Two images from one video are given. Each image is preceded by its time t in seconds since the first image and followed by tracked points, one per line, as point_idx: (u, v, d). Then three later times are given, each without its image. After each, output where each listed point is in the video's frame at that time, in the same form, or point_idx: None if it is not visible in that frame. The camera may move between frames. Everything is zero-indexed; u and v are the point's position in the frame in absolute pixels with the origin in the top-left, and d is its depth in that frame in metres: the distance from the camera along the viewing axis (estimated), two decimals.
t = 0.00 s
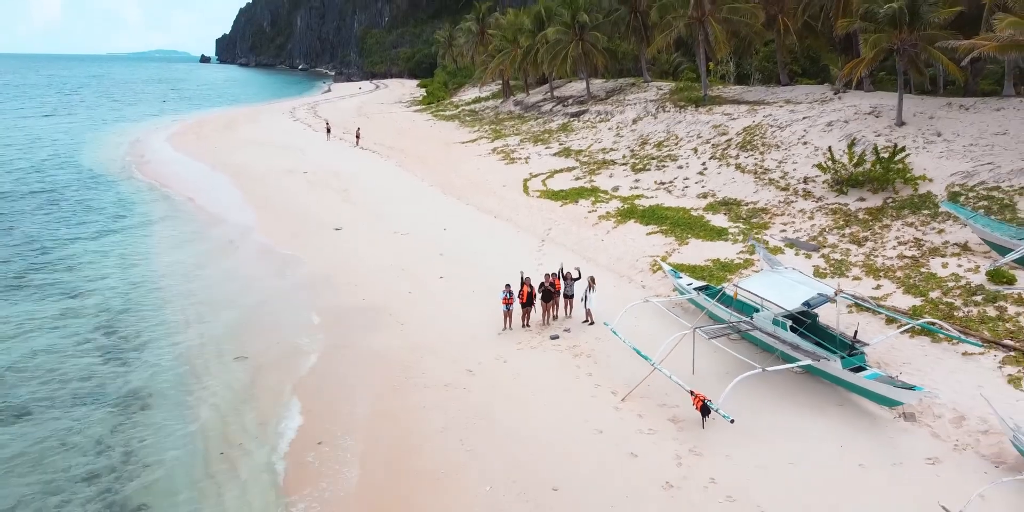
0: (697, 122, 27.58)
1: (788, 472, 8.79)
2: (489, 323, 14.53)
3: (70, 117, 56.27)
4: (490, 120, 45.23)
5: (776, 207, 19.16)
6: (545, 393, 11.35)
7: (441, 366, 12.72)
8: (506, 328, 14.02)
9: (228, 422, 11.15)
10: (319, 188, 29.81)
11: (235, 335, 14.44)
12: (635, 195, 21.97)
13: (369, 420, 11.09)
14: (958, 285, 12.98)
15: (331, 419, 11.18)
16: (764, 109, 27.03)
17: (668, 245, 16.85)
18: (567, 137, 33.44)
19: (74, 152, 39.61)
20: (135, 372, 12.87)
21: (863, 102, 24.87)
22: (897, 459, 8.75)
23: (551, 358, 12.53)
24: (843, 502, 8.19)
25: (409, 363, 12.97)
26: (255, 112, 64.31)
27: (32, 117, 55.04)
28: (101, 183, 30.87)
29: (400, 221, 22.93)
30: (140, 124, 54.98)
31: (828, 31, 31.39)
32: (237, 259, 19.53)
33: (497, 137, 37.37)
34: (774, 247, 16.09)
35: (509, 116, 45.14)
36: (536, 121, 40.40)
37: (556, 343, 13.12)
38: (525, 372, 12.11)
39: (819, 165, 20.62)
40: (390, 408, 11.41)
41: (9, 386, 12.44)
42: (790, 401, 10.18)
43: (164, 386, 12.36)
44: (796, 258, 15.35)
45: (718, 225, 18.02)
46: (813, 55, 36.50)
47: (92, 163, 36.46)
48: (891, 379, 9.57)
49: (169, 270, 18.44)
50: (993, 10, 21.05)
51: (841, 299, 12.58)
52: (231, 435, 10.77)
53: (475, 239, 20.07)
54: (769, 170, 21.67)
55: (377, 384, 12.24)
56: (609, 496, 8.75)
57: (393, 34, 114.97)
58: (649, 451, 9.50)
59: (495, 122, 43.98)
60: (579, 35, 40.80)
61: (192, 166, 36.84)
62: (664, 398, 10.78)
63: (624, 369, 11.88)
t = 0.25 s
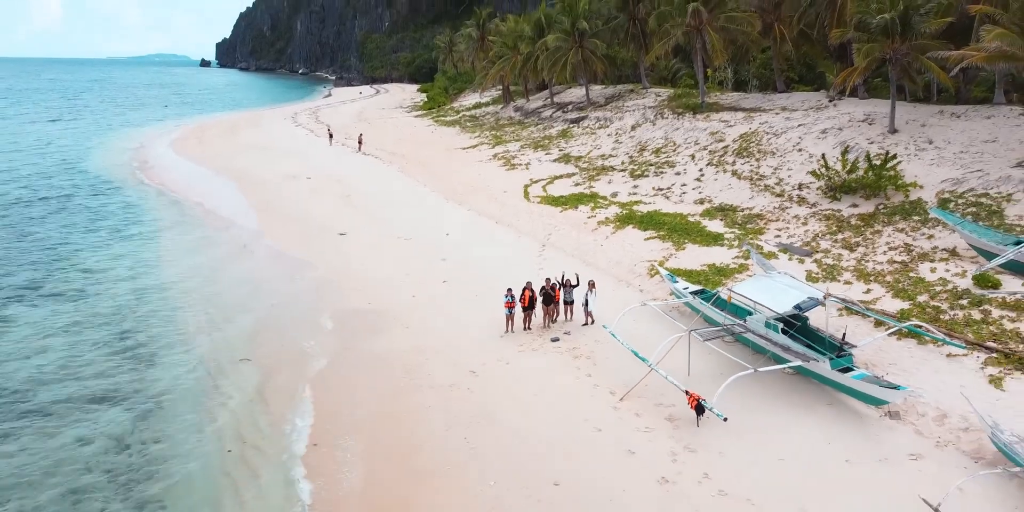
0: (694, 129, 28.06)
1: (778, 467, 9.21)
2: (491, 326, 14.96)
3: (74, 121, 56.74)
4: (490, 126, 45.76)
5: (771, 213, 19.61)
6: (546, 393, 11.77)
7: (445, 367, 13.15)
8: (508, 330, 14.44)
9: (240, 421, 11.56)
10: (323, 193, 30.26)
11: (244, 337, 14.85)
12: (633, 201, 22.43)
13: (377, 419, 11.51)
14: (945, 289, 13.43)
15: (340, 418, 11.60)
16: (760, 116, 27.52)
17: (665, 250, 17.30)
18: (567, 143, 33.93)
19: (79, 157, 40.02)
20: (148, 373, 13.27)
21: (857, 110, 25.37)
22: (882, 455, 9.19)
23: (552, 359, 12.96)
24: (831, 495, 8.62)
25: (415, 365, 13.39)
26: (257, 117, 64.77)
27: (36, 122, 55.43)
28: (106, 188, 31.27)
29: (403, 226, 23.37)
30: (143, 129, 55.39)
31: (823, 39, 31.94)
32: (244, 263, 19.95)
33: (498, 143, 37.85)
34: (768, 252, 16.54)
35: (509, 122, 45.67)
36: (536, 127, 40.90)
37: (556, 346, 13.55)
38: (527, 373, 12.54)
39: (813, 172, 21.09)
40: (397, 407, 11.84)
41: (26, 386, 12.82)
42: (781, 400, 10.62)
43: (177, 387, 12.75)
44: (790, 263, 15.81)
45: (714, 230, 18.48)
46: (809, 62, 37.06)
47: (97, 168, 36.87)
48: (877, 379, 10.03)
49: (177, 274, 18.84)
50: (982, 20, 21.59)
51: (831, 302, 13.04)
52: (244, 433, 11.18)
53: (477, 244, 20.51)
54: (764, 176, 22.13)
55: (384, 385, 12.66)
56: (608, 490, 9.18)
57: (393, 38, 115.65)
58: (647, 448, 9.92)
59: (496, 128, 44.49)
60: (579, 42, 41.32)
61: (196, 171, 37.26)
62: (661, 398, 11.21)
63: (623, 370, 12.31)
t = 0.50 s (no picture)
0: (692, 134, 28.49)
1: (771, 463, 9.60)
2: (493, 328, 15.34)
3: (78, 126, 57.16)
4: (491, 131, 46.19)
5: (767, 218, 20.03)
6: (547, 393, 12.15)
7: (449, 368, 13.54)
8: (511, 332, 14.82)
9: (251, 420, 11.93)
10: (326, 197, 30.67)
11: (253, 339, 15.23)
12: (632, 206, 22.84)
13: (384, 418, 11.89)
14: (935, 292, 13.83)
15: (347, 417, 11.98)
16: (757, 122, 27.97)
17: (663, 254, 17.71)
18: (567, 148, 34.35)
19: (84, 161, 40.43)
20: (160, 374, 13.64)
21: (852, 116, 25.82)
22: (871, 451, 9.58)
23: (554, 360, 13.34)
24: (821, 489, 9.00)
25: (420, 365, 13.78)
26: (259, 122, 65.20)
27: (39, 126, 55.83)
28: (112, 192, 31.68)
29: (406, 230, 23.78)
30: (146, 133, 55.81)
31: (820, 46, 32.39)
32: (251, 266, 20.34)
33: (499, 148, 38.27)
34: (763, 256, 16.94)
35: (510, 127, 46.12)
36: (537, 132, 41.35)
37: (557, 347, 13.93)
38: (529, 373, 12.92)
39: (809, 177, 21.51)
40: (403, 407, 12.23)
41: (41, 387, 13.19)
42: (774, 400, 11.01)
43: (189, 388, 13.13)
44: (785, 266, 16.21)
45: (711, 235, 18.88)
46: (806, 68, 37.54)
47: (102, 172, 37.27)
48: (866, 379, 10.42)
49: (185, 277, 19.22)
50: (974, 29, 22.04)
51: (824, 305, 13.45)
52: (255, 431, 11.56)
53: (479, 248, 20.91)
54: (761, 181, 22.55)
55: (390, 385, 13.04)
56: (608, 485, 9.56)
57: (393, 43, 116.24)
58: (645, 445, 10.30)
59: (496, 132, 44.94)
60: (578, 49, 41.77)
61: (199, 176, 37.66)
62: (659, 397, 11.59)
63: (622, 370, 12.70)
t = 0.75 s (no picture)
0: (691, 141, 28.98)
1: (763, 459, 10.03)
2: (496, 331, 15.78)
3: (83, 131, 57.66)
4: (492, 136, 46.70)
5: (763, 223, 20.49)
6: (549, 393, 12.58)
7: (454, 369, 13.97)
8: (513, 335, 15.25)
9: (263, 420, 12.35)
10: (330, 202, 31.16)
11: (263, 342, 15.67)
12: (631, 211, 23.31)
13: (391, 417, 12.32)
14: (924, 295, 14.29)
15: (356, 417, 12.41)
16: (754, 129, 28.47)
17: (662, 259, 18.16)
18: (567, 154, 34.84)
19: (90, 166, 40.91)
20: (173, 376, 14.08)
21: (847, 122, 26.33)
22: (859, 448, 10.02)
23: (555, 362, 13.77)
24: (811, 484, 9.44)
25: (426, 367, 14.22)
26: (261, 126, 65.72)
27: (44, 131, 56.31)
28: (119, 198, 32.13)
29: (410, 235, 24.24)
30: (149, 138, 56.30)
31: (815, 53, 32.95)
32: (258, 271, 20.79)
33: (500, 153, 38.77)
34: (759, 260, 17.40)
35: (511, 132, 46.65)
36: (537, 138, 41.86)
37: (559, 349, 14.37)
38: (531, 375, 13.35)
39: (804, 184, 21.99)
40: (409, 406, 12.65)
41: (59, 389, 13.62)
42: (768, 399, 11.44)
43: (202, 389, 13.55)
44: (779, 271, 16.67)
45: (709, 240, 19.34)
46: (802, 75, 38.09)
47: (108, 177, 37.75)
48: (855, 378, 10.86)
49: (194, 282, 19.67)
50: (965, 38, 22.55)
51: (817, 308, 13.90)
52: (267, 431, 11.98)
53: (482, 252, 21.37)
54: (757, 187, 23.02)
55: (397, 386, 13.48)
56: (608, 481, 9.99)
57: (393, 47, 116.92)
58: (644, 443, 10.73)
59: (497, 138, 45.45)
60: (578, 55, 42.29)
61: (204, 181, 38.13)
62: (657, 397, 12.02)
63: (621, 371, 13.13)
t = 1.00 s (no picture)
0: (689, 146, 29.39)
1: (757, 457, 10.40)
2: (499, 333, 16.16)
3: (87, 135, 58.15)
4: (493, 140, 47.12)
5: (759, 228, 20.88)
6: (551, 394, 12.95)
7: (458, 370, 14.35)
8: (515, 337, 15.63)
9: (272, 420, 12.71)
10: (333, 207, 31.56)
11: (270, 344, 16.04)
12: (631, 216, 23.70)
13: (397, 417, 12.69)
14: (916, 299, 14.67)
15: (363, 417, 12.79)
16: (752, 134, 28.89)
17: (660, 263, 18.55)
18: (567, 159, 35.25)
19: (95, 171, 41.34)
20: (184, 377, 14.45)
21: (843, 128, 26.76)
22: (850, 445, 10.39)
23: (556, 363, 14.15)
24: (803, 480, 9.82)
25: (430, 368, 14.59)
26: (263, 130, 66.16)
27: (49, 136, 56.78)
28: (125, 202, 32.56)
29: (413, 239, 24.63)
30: (153, 142, 56.75)
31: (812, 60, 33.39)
32: (265, 274, 21.17)
33: (501, 158, 39.19)
34: (755, 265, 17.78)
35: (511, 137, 47.07)
36: (537, 142, 42.29)
37: (560, 351, 14.74)
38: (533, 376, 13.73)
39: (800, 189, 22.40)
40: (415, 407, 13.03)
41: (73, 390, 13.99)
42: (763, 399, 11.82)
43: (212, 390, 13.92)
44: (775, 274, 17.05)
45: (706, 244, 19.74)
46: (800, 81, 38.53)
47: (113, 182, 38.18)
48: (846, 379, 11.25)
49: (202, 285, 20.06)
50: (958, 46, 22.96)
51: (811, 311, 14.30)
52: (277, 431, 12.35)
53: (484, 256, 21.75)
54: (754, 192, 23.42)
55: (403, 387, 13.85)
56: (608, 478, 10.37)
57: (394, 51, 117.48)
58: (642, 441, 11.09)
59: (497, 142, 45.88)
60: (579, 61, 42.72)
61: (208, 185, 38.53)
62: (655, 397, 12.40)
63: (620, 372, 13.51)
